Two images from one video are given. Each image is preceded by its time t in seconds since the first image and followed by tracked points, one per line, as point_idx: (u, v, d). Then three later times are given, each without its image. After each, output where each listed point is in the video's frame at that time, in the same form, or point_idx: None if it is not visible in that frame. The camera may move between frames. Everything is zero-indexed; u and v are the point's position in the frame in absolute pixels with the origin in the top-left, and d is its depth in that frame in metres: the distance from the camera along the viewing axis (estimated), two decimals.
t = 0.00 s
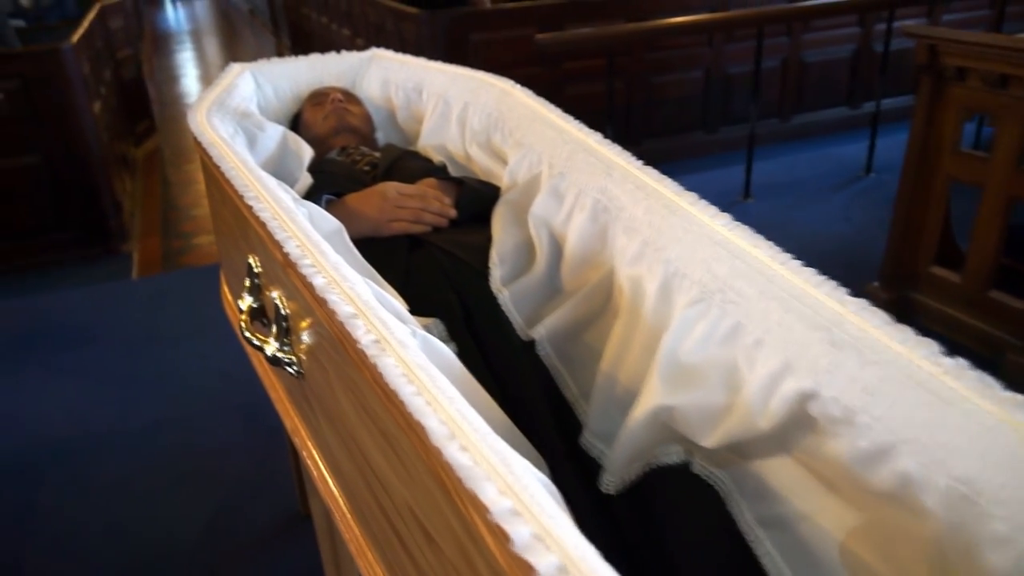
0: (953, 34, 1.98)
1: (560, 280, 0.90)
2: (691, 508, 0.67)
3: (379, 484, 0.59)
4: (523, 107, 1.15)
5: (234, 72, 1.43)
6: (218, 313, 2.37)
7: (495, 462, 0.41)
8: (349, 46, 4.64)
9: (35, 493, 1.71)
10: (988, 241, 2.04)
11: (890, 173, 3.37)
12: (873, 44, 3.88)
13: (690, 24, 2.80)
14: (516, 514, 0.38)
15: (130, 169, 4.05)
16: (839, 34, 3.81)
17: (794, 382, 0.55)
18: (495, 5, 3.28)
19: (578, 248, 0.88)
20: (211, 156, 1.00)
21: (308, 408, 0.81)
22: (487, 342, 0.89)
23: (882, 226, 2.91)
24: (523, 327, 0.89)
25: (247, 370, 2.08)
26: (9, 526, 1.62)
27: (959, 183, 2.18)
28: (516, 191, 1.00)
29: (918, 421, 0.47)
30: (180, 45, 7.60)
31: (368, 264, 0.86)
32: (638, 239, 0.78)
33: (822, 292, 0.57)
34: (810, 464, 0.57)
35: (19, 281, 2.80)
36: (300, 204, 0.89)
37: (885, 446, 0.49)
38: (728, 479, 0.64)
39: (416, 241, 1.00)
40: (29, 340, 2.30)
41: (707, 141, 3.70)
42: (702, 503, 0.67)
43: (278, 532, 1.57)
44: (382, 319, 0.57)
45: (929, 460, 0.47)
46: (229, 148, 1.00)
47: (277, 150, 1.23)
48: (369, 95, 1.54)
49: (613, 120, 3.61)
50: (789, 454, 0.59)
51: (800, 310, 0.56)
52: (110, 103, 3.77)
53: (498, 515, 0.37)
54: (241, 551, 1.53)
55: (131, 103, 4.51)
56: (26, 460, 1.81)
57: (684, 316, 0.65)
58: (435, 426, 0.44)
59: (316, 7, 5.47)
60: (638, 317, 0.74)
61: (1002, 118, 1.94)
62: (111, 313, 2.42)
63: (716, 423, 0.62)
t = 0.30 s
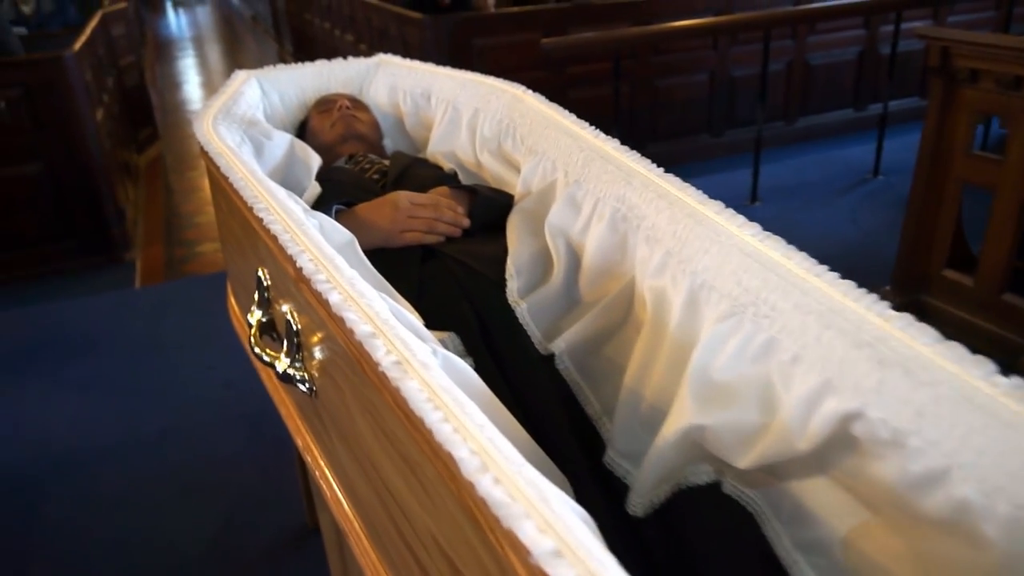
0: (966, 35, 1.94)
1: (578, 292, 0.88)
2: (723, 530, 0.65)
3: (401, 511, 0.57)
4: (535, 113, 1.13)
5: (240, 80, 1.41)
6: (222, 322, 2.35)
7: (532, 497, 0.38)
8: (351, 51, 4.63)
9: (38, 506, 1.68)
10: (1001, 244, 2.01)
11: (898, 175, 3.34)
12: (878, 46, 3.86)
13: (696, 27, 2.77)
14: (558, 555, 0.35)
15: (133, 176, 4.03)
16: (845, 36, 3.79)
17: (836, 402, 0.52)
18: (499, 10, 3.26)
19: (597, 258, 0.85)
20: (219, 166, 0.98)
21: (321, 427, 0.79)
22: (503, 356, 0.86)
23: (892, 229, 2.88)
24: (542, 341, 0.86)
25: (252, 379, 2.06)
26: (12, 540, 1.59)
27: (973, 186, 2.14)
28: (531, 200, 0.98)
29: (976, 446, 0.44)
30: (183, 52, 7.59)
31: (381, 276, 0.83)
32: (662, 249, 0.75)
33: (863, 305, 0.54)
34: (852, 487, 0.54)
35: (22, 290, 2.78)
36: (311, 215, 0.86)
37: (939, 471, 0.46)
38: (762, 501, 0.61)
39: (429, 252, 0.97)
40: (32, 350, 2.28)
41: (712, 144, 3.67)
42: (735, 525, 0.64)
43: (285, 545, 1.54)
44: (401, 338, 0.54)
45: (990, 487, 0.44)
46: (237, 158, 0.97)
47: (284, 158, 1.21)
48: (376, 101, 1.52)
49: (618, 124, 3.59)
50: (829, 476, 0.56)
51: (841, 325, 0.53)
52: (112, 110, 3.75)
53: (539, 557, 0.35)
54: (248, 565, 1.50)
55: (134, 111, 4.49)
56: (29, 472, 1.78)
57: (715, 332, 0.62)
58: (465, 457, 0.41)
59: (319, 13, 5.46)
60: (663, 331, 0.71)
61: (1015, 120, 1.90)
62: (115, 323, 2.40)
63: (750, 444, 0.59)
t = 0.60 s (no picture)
0: (965, 34, 1.92)
1: (590, 302, 0.85)
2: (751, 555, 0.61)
3: (418, 541, 0.54)
4: (539, 115, 1.10)
5: (233, 81, 1.38)
6: (214, 326, 2.31)
7: (577, 544, 0.36)
8: (341, 50, 4.58)
9: (27, 516, 1.64)
10: (1001, 243, 1.99)
11: (891, 173, 3.33)
12: (869, 44, 3.86)
13: (691, 25, 2.75)
14: None
15: (120, 177, 3.97)
16: (836, 34, 3.78)
17: (877, 426, 0.50)
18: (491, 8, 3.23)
19: (609, 267, 0.83)
20: (215, 172, 0.94)
21: (326, 445, 0.76)
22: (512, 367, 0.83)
23: (887, 228, 2.87)
24: (553, 353, 0.82)
25: (246, 385, 2.02)
26: None
27: (972, 186, 2.13)
28: (538, 205, 0.96)
29: None
30: (168, 51, 7.51)
31: (386, 286, 0.80)
32: (680, 259, 0.72)
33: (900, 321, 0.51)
34: (891, 513, 0.52)
35: (8, 294, 2.73)
36: (312, 223, 0.83)
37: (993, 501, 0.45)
38: (792, 523, 0.59)
39: (434, 260, 0.94)
40: (19, 356, 2.23)
41: (705, 143, 3.66)
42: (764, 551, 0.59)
43: (283, 557, 1.51)
44: (419, 360, 0.51)
45: None
46: (234, 164, 0.94)
47: (280, 162, 1.17)
48: (373, 103, 1.48)
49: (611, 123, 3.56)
50: (866, 501, 0.53)
51: (880, 344, 0.51)
52: (98, 110, 3.70)
53: None
54: None
55: (120, 110, 4.43)
56: (17, 481, 1.74)
57: (743, 349, 0.60)
58: (498, 495, 0.39)
59: (307, 11, 5.41)
60: (684, 345, 0.69)
61: (1014, 120, 1.89)
62: (103, 327, 2.35)
63: (782, 466, 0.57)
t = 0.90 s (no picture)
0: (971, 35, 1.90)
1: (609, 315, 0.82)
2: None
3: None
4: (549, 120, 1.06)
5: (228, 83, 1.33)
6: (205, 331, 2.26)
7: None
8: (331, 48, 4.53)
9: (16, 528, 1.59)
10: (1005, 244, 1.97)
11: (887, 173, 3.32)
12: (863, 43, 3.84)
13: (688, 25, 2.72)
14: None
15: (107, 177, 3.90)
16: (830, 33, 3.76)
17: (937, 460, 0.47)
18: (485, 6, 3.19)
19: (630, 280, 0.80)
20: (215, 179, 0.90)
21: (337, 469, 0.72)
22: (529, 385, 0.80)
23: (885, 228, 2.85)
24: (574, 371, 0.79)
25: (240, 391, 1.98)
26: None
27: (975, 187, 2.11)
28: (552, 214, 0.93)
29: None
30: (155, 48, 7.42)
31: (397, 301, 0.76)
32: (709, 272, 0.69)
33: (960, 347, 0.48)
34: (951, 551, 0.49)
35: None
36: (319, 234, 0.79)
37: None
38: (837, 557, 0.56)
39: (444, 272, 0.90)
40: (6, 362, 2.17)
41: (700, 142, 3.63)
42: None
43: (280, 570, 1.47)
44: (448, 390, 0.48)
45: None
46: (235, 171, 0.90)
47: (280, 167, 1.14)
48: (373, 105, 1.45)
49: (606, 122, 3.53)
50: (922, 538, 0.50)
51: (940, 372, 0.48)
52: (84, 109, 3.63)
53: None
54: None
55: (106, 109, 4.35)
56: (5, 492, 1.69)
57: (785, 373, 0.57)
58: (551, 551, 0.36)
59: (296, 8, 5.34)
60: (716, 364, 0.66)
61: (1020, 121, 1.86)
62: (92, 332, 2.30)
63: (829, 497, 0.54)
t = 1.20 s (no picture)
0: (967, 35, 1.88)
1: (619, 327, 0.79)
2: None
3: None
4: (551, 123, 1.04)
5: (219, 85, 1.30)
6: (194, 336, 2.22)
7: None
8: (318, 47, 4.48)
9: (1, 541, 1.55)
10: (1001, 246, 1.96)
11: (878, 172, 3.31)
12: (852, 42, 3.84)
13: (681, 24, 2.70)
14: None
15: (92, 178, 3.84)
16: (818, 32, 3.75)
17: (982, 488, 0.45)
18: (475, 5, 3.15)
19: (641, 292, 0.77)
20: (209, 187, 0.87)
21: (342, 491, 0.69)
22: (537, 397, 0.77)
23: (878, 228, 2.85)
24: (585, 386, 0.77)
25: (230, 397, 1.94)
26: None
27: (971, 187, 2.09)
28: (557, 221, 0.90)
29: None
30: (138, 47, 7.33)
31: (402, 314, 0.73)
32: (726, 284, 0.67)
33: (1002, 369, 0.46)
34: None
35: None
36: (319, 245, 0.76)
37: None
38: None
39: (448, 282, 0.88)
40: None
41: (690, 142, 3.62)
42: None
43: None
44: (467, 419, 0.45)
45: None
46: (230, 179, 0.86)
47: (274, 172, 1.10)
48: (368, 107, 1.42)
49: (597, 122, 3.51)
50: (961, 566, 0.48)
51: (984, 396, 0.46)
52: (68, 109, 3.57)
53: None
54: None
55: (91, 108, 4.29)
56: None
57: (814, 392, 0.55)
58: None
59: (283, 6, 5.29)
60: (735, 380, 0.63)
61: (1016, 122, 1.85)
62: (78, 337, 2.25)
63: (863, 523, 0.52)
